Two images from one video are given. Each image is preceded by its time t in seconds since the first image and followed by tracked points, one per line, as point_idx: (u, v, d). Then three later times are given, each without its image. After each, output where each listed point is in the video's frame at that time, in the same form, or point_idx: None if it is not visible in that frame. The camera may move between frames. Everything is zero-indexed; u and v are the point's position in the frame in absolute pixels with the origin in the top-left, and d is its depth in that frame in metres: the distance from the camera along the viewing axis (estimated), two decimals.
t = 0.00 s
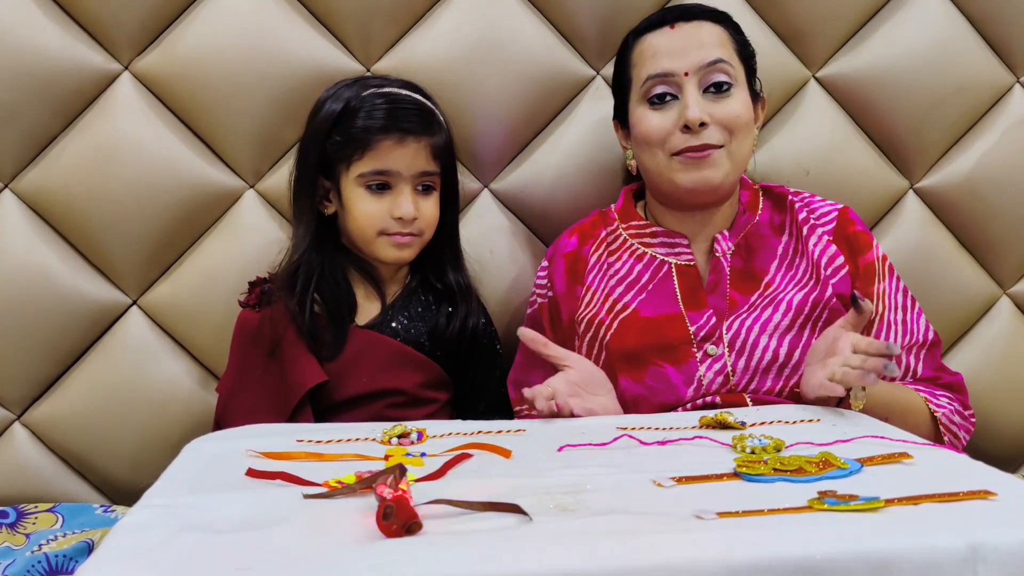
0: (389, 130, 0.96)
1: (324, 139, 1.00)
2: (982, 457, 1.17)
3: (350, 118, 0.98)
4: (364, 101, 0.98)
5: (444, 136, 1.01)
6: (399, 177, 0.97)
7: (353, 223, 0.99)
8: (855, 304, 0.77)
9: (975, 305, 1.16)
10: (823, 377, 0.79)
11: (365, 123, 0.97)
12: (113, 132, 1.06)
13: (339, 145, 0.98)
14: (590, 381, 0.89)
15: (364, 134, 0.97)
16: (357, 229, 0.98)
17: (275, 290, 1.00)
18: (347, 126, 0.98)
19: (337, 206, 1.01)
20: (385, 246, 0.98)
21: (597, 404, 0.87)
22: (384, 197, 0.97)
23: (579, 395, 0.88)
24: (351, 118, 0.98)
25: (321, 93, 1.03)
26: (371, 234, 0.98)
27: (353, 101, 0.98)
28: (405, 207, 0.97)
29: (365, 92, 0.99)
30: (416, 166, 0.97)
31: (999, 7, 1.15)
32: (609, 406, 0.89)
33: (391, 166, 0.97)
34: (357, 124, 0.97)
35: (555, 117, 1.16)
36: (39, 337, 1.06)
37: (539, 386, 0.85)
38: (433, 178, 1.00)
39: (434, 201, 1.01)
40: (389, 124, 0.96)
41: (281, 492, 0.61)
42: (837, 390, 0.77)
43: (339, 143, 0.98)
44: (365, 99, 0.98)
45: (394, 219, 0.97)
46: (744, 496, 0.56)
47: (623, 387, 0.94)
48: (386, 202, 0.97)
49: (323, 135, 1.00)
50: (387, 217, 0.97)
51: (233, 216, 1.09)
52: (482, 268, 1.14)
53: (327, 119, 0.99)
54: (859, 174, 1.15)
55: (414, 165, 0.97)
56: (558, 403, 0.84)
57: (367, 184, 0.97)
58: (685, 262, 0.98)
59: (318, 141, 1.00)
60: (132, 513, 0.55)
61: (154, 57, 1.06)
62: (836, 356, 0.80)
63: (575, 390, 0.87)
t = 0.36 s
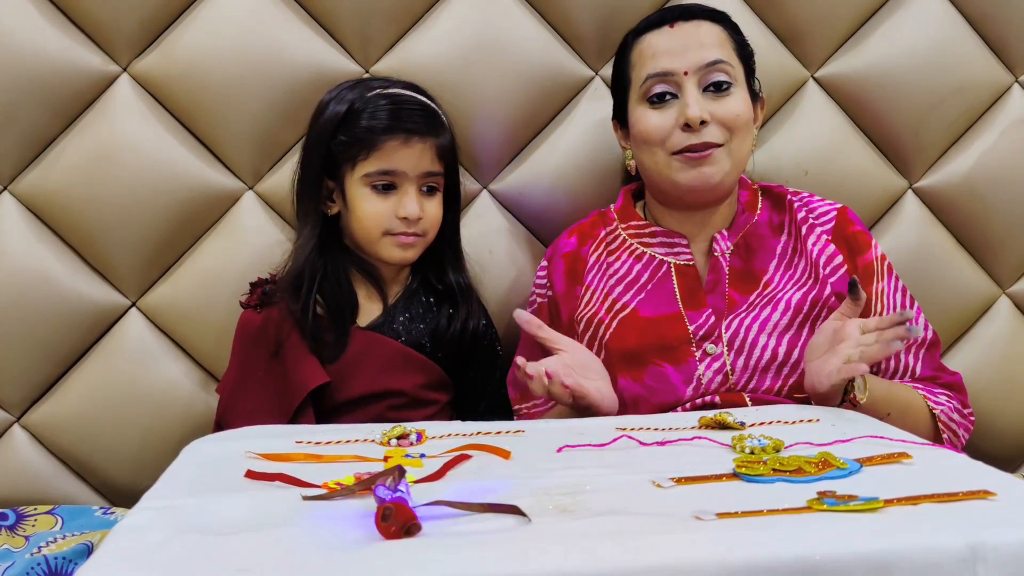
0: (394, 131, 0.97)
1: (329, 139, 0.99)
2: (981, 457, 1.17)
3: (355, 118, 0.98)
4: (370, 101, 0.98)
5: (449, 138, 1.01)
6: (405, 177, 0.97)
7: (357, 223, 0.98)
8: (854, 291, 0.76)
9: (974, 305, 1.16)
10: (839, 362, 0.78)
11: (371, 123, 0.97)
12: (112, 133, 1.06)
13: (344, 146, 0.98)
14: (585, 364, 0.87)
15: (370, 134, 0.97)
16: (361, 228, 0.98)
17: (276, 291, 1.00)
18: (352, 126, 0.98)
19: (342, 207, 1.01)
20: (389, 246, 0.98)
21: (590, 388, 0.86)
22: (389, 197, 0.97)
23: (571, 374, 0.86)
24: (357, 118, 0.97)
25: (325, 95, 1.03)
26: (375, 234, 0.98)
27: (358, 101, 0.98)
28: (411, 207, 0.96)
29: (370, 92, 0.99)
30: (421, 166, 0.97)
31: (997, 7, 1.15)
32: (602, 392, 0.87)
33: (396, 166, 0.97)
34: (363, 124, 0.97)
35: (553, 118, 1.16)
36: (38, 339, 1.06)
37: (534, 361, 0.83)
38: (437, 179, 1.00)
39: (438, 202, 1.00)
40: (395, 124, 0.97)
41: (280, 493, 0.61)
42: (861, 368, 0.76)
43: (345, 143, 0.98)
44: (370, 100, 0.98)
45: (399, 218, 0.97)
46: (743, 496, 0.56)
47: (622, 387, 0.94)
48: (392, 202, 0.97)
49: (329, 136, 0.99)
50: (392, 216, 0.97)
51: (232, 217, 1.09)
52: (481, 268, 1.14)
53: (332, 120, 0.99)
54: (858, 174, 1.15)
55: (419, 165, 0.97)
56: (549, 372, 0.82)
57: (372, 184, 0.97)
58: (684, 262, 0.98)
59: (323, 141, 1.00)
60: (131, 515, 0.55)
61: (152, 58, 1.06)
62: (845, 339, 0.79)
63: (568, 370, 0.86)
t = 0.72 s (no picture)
0: (417, 131, 0.97)
1: (345, 138, 0.99)
2: (980, 456, 1.17)
3: (374, 118, 0.97)
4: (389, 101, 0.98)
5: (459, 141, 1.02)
6: (422, 179, 0.98)
7: (371, 225, 0.98)
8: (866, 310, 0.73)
9: (972, 305, 1.16)
10: (835, 392, 0.79)
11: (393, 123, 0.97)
12: (110, 135, 1.06)
13: (361, 145, 0.98)
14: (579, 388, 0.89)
15: (392, 134, 0.97)
16: (376, 230, 0.98)
17: (278, 292, 0.99)
18: (372, 125, 0.97)
19: (353, 207, 1.01)
20: (405, 247, 0.98)
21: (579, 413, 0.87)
22: (405, 199, 0.97)
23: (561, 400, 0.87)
24: (376, 117, 0.97)
25: (331, 96, 1.02)
26: (391, 234, 0.97)
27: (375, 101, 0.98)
28: (427, 209, 0.97)
29: (382, 95, 0.99)
30: (439, 168, 0.98)
31: (994, 6, 1.16)
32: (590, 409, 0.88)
33: (415, 167, 0.97)
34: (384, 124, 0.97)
35: (551, 119, 1.16)
36: (36, 341, 1.06)
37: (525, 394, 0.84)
38: (449, 182, 1.01)
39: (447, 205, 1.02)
40: (417, 125, 0.97)
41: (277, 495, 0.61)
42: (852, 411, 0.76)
43: (362, 142, 0.98)
44: (389, 100, 0.98)
45: (416, 220, 0.97)
46: (741, 497, 0.56)
47: (621, 389, 0.94)
48: (409, 203, 0.97)
49: (345, 134, 0.98)
50: (408, 218, 0.97)
51: (229, 219, 1.09)
52: (480, 269, 1.14)
53: (347, 120, 0.98)
54: (856, 174, 1.15)
55: (437, 167, 0.98)
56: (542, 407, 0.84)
57: (388, 184, 0.97)
58: (681, 264, 0.98)
59: (338, 141, 0.99)
60: (128, 518, 0.55)
61: (150, 60, 1.06)
62: (847, 367, 0.79)
63: (557, 396, 0.87)
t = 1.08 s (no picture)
0: (436, 132, 0.97)
1: (364, 140, 0.98)
2: (980, 456, 1.17)
3: (392, 120, 0.97)
4: (407, 104, 0.98)
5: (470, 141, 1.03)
6: (440, 180, 0.98)
7: (391, 228, 0.98)
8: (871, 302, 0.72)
9: (971, 304, 1.16)
10: (835, 377, 0.79)
11: (414, 125, 0.97)
12: (109, 137, 1.06)
13: (381, 146, 0.97)
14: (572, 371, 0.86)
15: (413, 135, 0.97)
16: (397, 233, 0.97)
17: (286, 292, 0.99)
18: (391, 127, 0.97)
19: (371, 211, 0.99)
20: (424, 249, 0.98)
21: (582, 400, 0.84)
22: (425, 200, 0.98)
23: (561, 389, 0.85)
24: (395, 119, 0.97)
25: (338, 100, 1.01)
26: (411, 236, 0.97)
27: (392, 103, 0.98)
28: (446, 209, 0.98)
29: (392, 98, 0.99)
30: (455, 169, 0.99)
31: (992, 5, 1.16)
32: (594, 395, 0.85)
33: (433, 169, 0.97)
34: (405, 126, 0.97)
35: (550, 119, 1.16)
36: (35, 343, 1.05)
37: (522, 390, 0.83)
38: (462, 182, 1.01)
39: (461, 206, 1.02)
40: (437, 127, 0.98)
41: (278, 496, 0.60)
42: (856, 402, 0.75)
43: (381, 144, 0.97)
44: (408, 102, 0.98)
45: (436, 221, 0.97)
46: (740, 497, 0.56)
47: (621, 389, 0.94)
48: (427, 204, 0.97)
49: (363, 136, 0.98)
50: (429, 219, 0.97)
51: (229, 220, 1.09)
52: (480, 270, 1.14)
53: (363, 122, 0.98)
54: (855, 174, 1.16)
55: (453, 168, 0.99)
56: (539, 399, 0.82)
57: (407, 186, 0.97)
58: (680, 265, 0.98)
59: (353, 146, 0.98)
60: (127, 519, 0.55)
61: (149, 61, 1.06)
62: (848, 354, 0.79)
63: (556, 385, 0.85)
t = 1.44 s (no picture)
0: (445, 133, 0.97)
1: (374, 139, 0.98)
2: (981, 455, 1.17)
3: (401, 120, 0.97)
4: (418, 105, 0.98)
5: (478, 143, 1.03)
6: (449, 181, 0.98)
7: (398, 228, 0.98)
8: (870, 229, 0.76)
9: (972, 303, 1.16)
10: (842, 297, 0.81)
11: (424, 125, 0.97)
12: (109, 137, 1.06)
13: (391, 146, 0.97)
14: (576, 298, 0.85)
15: (423, 134, 0.97)
16: (404, 234, 0.97)
17: (290, 291, 0.99)
18: (401, 127, 0.97)
19: (378, 209, 0.99)
20: (431, 250, 0.98)
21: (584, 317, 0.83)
22: (432, 201, 0.97)
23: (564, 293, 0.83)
24: (406, 119, 0.97)
25: (347, 101, 1.01)
26: (418, 236, 0.97)
27: (402, 104, 0.98)
28: (453, 210, 0.98)
29: (401, 99, 0.99)
30: (464, 171, 0.99)
31: (993, 5, 1.16)
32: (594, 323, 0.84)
33: (443, 170, 0.97)
34: (415, 126, 0.97)
35: (551, 118, 1.16)
36: (36, 342, 1.06)
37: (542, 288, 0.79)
38: (470, 185, 1.01)
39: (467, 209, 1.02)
40: (446, 127, 0.98)
41: (279, 496, 0.60)
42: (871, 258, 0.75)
43: (391, 143, 0.97)
44: (417, 103, 0.98)
45: (443, 222, 0.97)
46: (741, 496, 0.56)
47: (621, 385, 0.93)
48: (436, 205, 0.97)
49: (373, 136, 0.98)
50: (437, 220, 0.97)
51: (230, 220, 1.09)
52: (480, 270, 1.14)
53: (373, 122, 0.98)
54: (856, 173, 1.15)
55: (463, 170, 0.99)
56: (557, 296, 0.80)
57: (415, 187, 0.97)
58: (682, 258, 0.98)
59: (363, 146, 0.98)
60: (128, 518, 0.55)
61: (150, 61, 1.06)
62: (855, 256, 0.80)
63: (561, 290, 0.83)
